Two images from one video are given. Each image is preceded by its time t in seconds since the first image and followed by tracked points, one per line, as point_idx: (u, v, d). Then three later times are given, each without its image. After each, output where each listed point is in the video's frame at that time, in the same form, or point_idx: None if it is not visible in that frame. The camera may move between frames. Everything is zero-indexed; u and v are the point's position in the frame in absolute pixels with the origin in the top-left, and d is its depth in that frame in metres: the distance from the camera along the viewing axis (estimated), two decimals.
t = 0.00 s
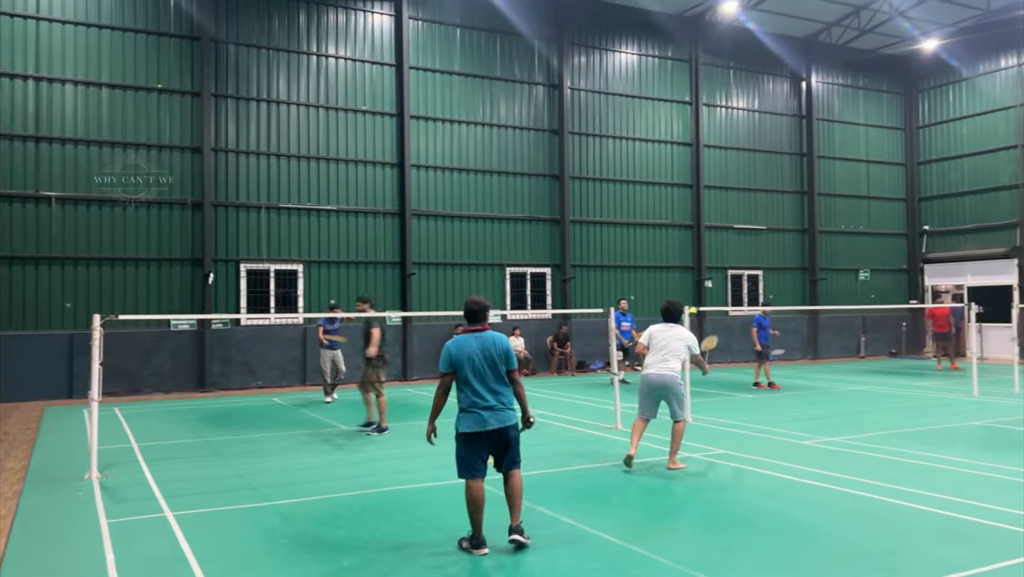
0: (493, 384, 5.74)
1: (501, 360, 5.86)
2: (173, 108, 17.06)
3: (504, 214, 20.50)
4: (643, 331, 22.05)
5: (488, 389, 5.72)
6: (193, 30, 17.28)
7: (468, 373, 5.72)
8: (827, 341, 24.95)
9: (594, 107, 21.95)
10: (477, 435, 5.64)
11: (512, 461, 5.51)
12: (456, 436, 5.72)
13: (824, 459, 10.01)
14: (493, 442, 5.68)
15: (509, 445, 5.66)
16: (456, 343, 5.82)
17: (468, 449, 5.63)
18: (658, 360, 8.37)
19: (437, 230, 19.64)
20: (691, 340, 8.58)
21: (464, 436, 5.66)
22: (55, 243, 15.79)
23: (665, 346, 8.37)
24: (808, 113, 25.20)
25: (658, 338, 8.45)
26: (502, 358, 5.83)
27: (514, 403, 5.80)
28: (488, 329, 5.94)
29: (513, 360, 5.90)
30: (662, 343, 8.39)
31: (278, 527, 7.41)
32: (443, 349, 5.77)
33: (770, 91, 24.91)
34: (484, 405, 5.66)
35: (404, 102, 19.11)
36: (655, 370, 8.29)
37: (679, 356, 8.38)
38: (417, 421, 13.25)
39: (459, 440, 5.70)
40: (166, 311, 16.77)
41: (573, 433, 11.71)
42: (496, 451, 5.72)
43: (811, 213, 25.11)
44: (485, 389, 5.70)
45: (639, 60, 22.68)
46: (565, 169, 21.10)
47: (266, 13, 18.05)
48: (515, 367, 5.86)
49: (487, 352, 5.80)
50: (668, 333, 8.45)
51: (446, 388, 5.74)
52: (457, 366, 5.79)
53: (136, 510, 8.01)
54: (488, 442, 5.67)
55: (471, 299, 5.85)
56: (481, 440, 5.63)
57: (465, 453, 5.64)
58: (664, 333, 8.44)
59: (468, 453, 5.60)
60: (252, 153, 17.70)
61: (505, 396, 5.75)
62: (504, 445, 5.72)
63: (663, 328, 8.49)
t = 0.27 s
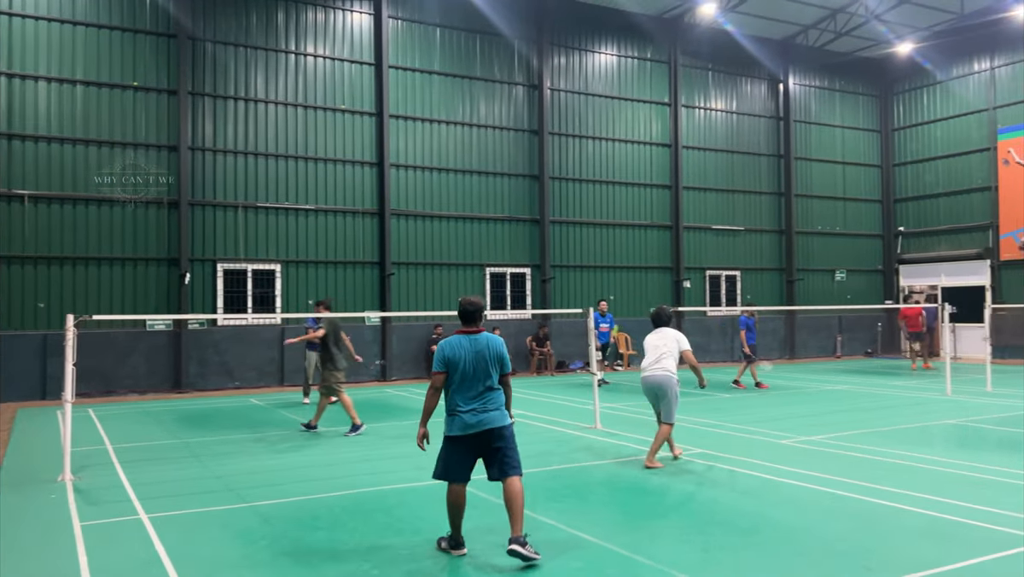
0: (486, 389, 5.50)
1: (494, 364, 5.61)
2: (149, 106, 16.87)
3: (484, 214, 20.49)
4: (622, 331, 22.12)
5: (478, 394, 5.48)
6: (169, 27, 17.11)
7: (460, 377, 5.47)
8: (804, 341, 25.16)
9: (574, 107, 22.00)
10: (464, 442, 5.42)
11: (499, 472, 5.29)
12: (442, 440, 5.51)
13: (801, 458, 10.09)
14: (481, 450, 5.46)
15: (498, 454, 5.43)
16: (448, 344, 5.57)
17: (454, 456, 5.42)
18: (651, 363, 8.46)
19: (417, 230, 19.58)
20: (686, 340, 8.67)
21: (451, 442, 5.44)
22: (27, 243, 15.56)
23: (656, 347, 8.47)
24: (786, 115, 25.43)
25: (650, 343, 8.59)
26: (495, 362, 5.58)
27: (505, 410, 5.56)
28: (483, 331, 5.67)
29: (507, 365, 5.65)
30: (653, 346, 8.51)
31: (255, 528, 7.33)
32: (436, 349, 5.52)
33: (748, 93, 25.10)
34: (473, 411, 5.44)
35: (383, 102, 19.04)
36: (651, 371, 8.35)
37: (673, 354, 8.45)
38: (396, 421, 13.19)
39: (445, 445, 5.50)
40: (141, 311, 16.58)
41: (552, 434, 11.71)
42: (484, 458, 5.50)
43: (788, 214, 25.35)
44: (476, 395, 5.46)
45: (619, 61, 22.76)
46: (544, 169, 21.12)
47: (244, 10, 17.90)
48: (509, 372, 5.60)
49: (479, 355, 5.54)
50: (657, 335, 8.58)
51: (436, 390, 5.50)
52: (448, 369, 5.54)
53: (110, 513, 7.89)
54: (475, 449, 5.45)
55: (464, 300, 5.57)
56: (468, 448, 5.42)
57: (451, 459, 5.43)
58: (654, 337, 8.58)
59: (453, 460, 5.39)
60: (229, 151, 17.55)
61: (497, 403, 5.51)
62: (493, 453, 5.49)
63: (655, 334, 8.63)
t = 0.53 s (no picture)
0: (482, 393, 5.40)
1: (495, 368, 5.49)
2: (124, 104, 16.68)
3: (464, 214, 20.46)
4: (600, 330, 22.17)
5: (474, 398, 5.39)
6: (145, 24, 16.93)
7: (458, 379, 5.43)
8: (781, 341, 25.33)
9: (554, 108, 22.03)
10: (459, 446, 5.36)
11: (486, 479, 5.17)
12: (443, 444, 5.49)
13: (779, 456, 10.17)
14: (475, 455, 5.36)
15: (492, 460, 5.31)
16: (449, 347, 5.54)
17: (449, 459, 5.38)
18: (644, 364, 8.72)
19: (395, 230, 19.51)
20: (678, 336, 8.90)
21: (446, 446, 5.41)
22: None
23: (648, 347, 8.72)
24: (763, 116, 25.63)
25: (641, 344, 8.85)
26: (496, 367, 5.46)
27: (504, 415, 5.42)
28: (487, 334, 5.56)
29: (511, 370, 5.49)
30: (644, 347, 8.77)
31: (232, 530, 7.27)
32: (437, 353, 5.53)
33: (726, 94, 25.27)
34: (467, 416, 5.36)
35: (362, 101, 18.96)
36: (645, 370, 8.58)
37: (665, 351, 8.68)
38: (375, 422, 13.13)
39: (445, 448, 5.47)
40: (116, 311, 16.38)
41: (532, 434, 11.72)
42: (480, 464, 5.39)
43: (766, 215, 25.56)
44: (471, 398, 5.38)
45: (599, 62, 22.83)
46: (524, 169, 21.14)
47: (221, 8, 17.75)
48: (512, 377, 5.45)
49: (478, 359, 5.46)
50: (649, 336, 8.84)
51: (436, 393, 5.50)
52: (449, 372, 5.52)
53: (84, 515, 7.78)
54: (470, 454, 5.36)
55: (466, 304, 5.53)
56: (462, 453, 5.35)
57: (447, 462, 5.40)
58: (646, 338, 8.84)
59: (448, 464, 5.36)
60: (206, 150, 17.40)
61: (494, 408, 5.38)
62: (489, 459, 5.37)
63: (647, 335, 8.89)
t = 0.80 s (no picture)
0: (466, 390, 5.37)
1: (483, 365, 5.43)
2: (99, 101, 16.48)
3: (443, 213, 20.42)
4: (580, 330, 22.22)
5: (458, 395, 5.37)
6: (120, 21, 16.74)
7: (443, 377, 5.44)
8: (759, 340, 25.50)
9: (534, 107, 22.04)
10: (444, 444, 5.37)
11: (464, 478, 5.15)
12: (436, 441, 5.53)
13: (756, 455, 10.23)
14: (460, 453, 5.34)
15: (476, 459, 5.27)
16: (439, 345, 5.57)
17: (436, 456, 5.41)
18: (634, 354, 8.57)
19: (374, 229, 19.42)
20: (662, 328, 8.92)
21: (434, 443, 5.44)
22: None
23: (638, 339, 8.60)
24: (741, 117, 25.80)
25: (628, 334, 8.71)
26: (482, 363, 5.40)
27: (490, 413, 5.35)
28: (476, 331, 5.52)
29: (499, 367, 5.41)
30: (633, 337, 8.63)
31: (208, 532, 7.19)
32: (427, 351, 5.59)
33: (705, 95, 25.41)
34: (451, 413, 5.36)
35: (341, 99, 18.86)
36: (640, 363, 8.47)
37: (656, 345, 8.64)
38: (353, 421, 13.06)
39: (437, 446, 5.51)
40: (91, 311, 16.19)
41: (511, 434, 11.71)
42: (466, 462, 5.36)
43: (744, 215, 25.75)
44: (454, 395, 5.37)
45: (578, 62, 22.87)
46: (504, 169, 21.13)
47: (198, 5, 17.58)
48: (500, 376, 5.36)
49: (462, 355, 5.43)
50: (637, 327, 8.73)
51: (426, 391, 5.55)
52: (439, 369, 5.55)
53: (56, 517, 7.67)
54: (455, 452, 5.35)
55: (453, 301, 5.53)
56: (446, 450, 5.35)
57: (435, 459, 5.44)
58: (633, 329, 8.71)
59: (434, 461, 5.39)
60: (183, 148, 17.24)
61: (477, 405, 5.33)
62: (475, 457, 5.32)
63: (632, 325, 8.77)
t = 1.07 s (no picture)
0: (446, 391, 5.35)
1: (462, 365, 5.39)
2: (73, 98, 16.26)
3: (423, 212, 20.37)
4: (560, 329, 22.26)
5: (438, 396, 5.35)
6: (95, 17, 16.54)
7: (422, 378, 5.42)
8: (737, 339, 25.67)
9: (514, 107, 22.05)
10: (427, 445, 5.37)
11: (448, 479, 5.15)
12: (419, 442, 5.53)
13: (734, 453, 10.30)
14: (443, 453, 5.33)
15: (457, 459, 5.27)
16: (417, 345, 5.54)
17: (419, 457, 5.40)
18: (627, 352, 8.52)
19: (353, 228, 19.33)
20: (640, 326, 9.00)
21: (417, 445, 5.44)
22: None
23: (633, 337, 8.58)
24: (720, 117, 25.97)
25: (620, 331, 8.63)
26: (461, 362, 5.37)
27: (470, 413, 5.33)
28: (453, 330, 5.48)
29: (479, 365, 5.37)
30: (626, 335, 8.58)
31: (184, 534, 7.12)
32: (406, 352, 5.56)
33: (684, 95, 25.55)
34: (432, 414, 5.34)
35: (320, 98, 18.75)
36: (635, 363, 8.47)
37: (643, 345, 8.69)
38: (332, 421, 13.00)
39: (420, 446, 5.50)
40: (65, 311, 15.98)
41: (491, 433, 11.70)
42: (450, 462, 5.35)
43: (722, 215, 25.93)
44: (434, 396, 5.35)
45: (558, 62, 22.90)
46: (484, 168, 21.12)
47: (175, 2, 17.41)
48: (478, 375, 5.32)
49: (441, 355, 5.40)
50: (629, 324, 8.66)
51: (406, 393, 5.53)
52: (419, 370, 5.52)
53: (29, 520, 7.56)
54: (438, 452, 5.34)
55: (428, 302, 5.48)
56: (429, 451, 5.35)
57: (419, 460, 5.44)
58: (624, 325, 8.64)
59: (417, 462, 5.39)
60: (159, 146, 17.07)
61: (458, 406, 5.32)
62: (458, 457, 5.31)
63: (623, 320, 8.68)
